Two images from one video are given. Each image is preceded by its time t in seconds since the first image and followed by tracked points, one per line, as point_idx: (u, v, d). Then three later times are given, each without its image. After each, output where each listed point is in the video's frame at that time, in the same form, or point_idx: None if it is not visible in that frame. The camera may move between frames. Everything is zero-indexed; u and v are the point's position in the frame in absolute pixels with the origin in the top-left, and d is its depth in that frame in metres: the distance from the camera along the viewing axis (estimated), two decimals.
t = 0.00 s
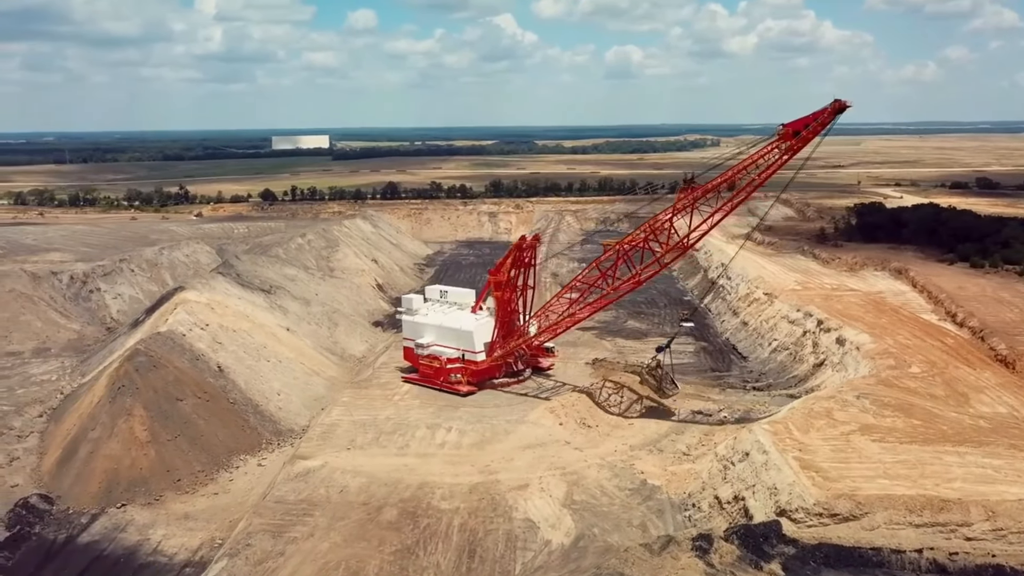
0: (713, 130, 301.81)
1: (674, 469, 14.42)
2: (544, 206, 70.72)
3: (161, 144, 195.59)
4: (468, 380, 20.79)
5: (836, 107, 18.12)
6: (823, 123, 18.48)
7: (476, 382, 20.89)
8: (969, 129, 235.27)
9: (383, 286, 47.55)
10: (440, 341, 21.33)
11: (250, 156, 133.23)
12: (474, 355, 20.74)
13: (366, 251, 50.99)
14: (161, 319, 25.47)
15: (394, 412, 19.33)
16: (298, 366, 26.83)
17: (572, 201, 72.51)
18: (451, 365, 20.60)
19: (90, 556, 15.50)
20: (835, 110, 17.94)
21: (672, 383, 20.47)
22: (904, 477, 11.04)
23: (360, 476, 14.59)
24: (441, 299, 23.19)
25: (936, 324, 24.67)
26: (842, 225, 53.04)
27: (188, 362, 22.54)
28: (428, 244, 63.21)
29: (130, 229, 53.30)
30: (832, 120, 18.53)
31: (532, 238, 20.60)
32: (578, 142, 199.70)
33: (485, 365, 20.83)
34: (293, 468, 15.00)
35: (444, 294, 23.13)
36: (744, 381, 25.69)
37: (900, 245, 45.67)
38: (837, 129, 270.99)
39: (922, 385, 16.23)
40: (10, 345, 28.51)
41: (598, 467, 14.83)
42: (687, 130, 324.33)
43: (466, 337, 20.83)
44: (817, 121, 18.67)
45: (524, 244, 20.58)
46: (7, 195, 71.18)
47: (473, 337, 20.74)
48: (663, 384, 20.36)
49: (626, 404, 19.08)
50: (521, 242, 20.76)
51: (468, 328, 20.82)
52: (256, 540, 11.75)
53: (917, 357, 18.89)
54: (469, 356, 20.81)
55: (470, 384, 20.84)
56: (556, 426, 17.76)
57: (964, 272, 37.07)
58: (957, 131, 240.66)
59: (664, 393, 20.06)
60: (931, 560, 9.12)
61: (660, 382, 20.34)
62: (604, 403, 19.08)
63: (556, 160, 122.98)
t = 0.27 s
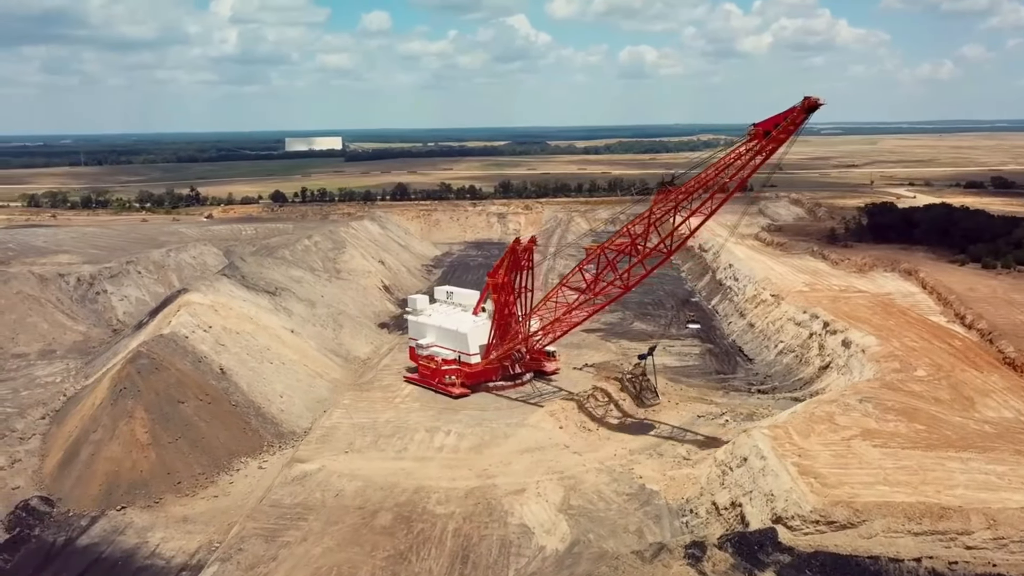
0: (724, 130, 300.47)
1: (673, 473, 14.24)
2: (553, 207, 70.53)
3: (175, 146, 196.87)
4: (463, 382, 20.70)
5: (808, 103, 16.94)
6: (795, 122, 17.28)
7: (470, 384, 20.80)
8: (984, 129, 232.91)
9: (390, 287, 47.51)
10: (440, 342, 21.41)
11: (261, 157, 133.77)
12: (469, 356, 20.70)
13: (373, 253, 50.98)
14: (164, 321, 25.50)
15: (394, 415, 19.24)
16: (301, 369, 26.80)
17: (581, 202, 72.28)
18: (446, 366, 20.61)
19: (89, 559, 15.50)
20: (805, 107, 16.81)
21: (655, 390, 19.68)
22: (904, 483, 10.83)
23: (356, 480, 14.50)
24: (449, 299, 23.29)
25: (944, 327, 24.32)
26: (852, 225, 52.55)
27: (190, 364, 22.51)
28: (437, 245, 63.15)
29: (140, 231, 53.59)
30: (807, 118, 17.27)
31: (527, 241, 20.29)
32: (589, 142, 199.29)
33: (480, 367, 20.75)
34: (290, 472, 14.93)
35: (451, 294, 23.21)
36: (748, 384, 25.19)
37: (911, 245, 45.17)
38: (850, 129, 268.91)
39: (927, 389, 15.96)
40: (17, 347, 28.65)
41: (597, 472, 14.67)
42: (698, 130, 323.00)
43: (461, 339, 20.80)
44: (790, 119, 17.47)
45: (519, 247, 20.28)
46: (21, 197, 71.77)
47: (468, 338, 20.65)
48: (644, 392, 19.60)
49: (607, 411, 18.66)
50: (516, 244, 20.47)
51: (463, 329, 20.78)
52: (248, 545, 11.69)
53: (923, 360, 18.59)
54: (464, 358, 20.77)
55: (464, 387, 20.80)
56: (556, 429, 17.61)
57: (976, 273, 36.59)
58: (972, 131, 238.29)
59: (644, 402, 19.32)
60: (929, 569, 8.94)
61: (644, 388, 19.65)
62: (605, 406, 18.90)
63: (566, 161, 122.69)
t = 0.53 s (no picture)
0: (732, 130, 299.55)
1: (668, 477, 14.13)
2: (559, 208, 70.41)
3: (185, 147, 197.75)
4: (456, 384, 20.64)
5: (769, 104, 16.55)
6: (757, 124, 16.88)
7: (463, 386, 20.67)
8: (996, 129, 231.45)
9: (394, 288, 47.48)
10: (438, 342, 21.56)
11: (269, 158, 134.07)
12: (462, 358, 20.74)
13: (377, 254, 50.98)
14: (165, 321, 25.52)
15: (391, 417, 19.17)
16: (301, 370, 26.75)
17: (587, 203, 72.10)
18: (439, 367, 20.69)
19: (84, 560, 15.51)
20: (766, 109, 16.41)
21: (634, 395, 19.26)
22: (898, 489, 10.69)
23: (350, 483, 14.44)
24: (453, 300, 23.44)
25: (947, 329, 24.09)
26: (859, 226, 52.20)
27: (189, 365, 22.46)
28: (443, 246, 63.12)
29: (146, 232, 53.78)
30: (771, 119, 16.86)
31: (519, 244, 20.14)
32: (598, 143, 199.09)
33: (473, 369, 20.69)
34: (284, 474, 14.91)
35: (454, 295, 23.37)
36: (748, 386, 24.89)
37: (918, 246, 44.81)
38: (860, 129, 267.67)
39: (927, 392, 15.77)
40: (19, 347, 28.76)
41: (591, 475, 14.57)
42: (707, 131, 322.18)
43: (455, 340, 20.90)
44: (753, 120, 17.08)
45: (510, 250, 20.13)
46: (30, 198, 72.20)
47: (461, 340, 20.74)
48: (622, 398, 19.21)
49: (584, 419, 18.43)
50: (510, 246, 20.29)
51: (457, 330, 20.87)
52: (238, 547, 11.64)
53: (924, 363, 18.39)
54: (458, 359, 20.83)
55: (457, 388, 20.68)
56: (552, 432, 17.51)
57: (982, 274, 36.27)
58: (983, 131, 236.88)
59: (620, 410, 18.92)
60: None
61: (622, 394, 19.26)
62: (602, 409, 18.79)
63: (574, 162, 122.47)
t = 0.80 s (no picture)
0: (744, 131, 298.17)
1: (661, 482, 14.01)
2: (568, 209, 70.25)
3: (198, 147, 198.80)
4: (447, 385, 20.67)
5: (710, 104, 16.10)
6: (701, 126, 16.49)
7: (454, 388, 20.66)
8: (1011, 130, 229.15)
9: (399, 289, 47.50)
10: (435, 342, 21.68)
11: (281, 159, 134.55)
12: (454, 359, 20.76)
13: (383, 255, 51.04)
14: (166, 322, 25.58)
15: (387, 419, 19.14)
16: (302, 371, 26.78)
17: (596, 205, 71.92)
18: (432, 368, 20.75)
19: (78, 560, 15.55)
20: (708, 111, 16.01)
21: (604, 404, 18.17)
22: (889, 496, 10.53)
23: (341, 485, 14.41)
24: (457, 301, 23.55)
25: (952, 333, 23.79)
26: (868, 228, 51.75)
27: (189, 365, 22.46)
28: (450, 247, 63.11)
29: (156, 232, 54.09)
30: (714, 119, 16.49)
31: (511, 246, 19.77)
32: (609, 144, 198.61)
33: (464, 371, 20.66)
34: (277, 476, 14.89)
35: (459, 295, 23.47)
36: (749, 390, 24.64)
37: (927, 249, 44.37)
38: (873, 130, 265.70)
39: (926, 397, 15.55)
40: (24, 347, 28.94)
41: (583, 479, 14.47)
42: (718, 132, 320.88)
43: (448, 341, 20.98)
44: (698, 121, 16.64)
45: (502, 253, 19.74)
46: (43, 199, 72.78)
47: (453, 340, 20.79)
48: (592, 405, 18.20)
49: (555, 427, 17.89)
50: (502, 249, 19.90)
51: (450, 330, 20.94)
52: (225, 550, 11.63)
53: (925, 368, 18.14)
54: (451, 360, 20.86)
55: (448, 390, 20.68)
56: (547, 435, 17.43)
57: (991, 277, 35.84)
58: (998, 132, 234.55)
59: (590, 418, 18.14)
60: None
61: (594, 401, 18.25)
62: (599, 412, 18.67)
63: (584, 163, 122.18)
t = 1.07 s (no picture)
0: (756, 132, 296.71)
1: (654, 486, 13.95)
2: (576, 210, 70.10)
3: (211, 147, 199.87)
4: (441, 385, 20.75)
5: (647, 104, 15.66)
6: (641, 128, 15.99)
7: (448, 388, 20.71)
8: None
9: (405, 290, 47.53)
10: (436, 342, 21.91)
11: (292, 159, 134.96)
12: (449, 359, 20.88)
13: (389, 255, 51.10)
14: (169, 322, 25.64)
15: (384, 420, 19.15)
16: (304, 371, 26.83)
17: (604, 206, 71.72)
18: (427, 368, 20.91)
19: (74, 558, 15.62)
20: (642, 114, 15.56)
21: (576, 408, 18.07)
22: (881, 502, 10.41)
23: (335, 486, 14.42)
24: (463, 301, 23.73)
25: (956, 337, 23.54)
26: (878, 230, 51.35)
27: (191, 365, 22.49)
28: (458, 247, 63.11)
29: (164, 231, 54.28)
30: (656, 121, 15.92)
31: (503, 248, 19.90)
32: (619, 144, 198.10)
33: (458, 371, 20.67)
34: (272, 477, 14.92)
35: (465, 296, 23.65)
36: (750, 393, 24.45)
37: (936, 251, 43.98)
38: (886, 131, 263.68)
39: (925, 402, 15.39)
40: (30, 346, 29.12)
41: (577, 482, 14.42)
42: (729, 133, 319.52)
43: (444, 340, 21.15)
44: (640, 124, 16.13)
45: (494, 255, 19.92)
46: (55, 198, 73.17)
47: (447, 341, 20.92)
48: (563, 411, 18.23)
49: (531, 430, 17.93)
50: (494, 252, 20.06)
51: (445, 330, 21.10)
52: (215, 550, 11.66)
53: (926, 373, 17.96)
54: (446, 361, 20.98)
55: (442, 390, 20.72)
56: (544, 438, 17.39)
57: (1000, 281, 35.45)
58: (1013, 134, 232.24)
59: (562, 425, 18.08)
60: None
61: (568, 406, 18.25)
62: (597, 414, 18.62)
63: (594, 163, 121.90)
